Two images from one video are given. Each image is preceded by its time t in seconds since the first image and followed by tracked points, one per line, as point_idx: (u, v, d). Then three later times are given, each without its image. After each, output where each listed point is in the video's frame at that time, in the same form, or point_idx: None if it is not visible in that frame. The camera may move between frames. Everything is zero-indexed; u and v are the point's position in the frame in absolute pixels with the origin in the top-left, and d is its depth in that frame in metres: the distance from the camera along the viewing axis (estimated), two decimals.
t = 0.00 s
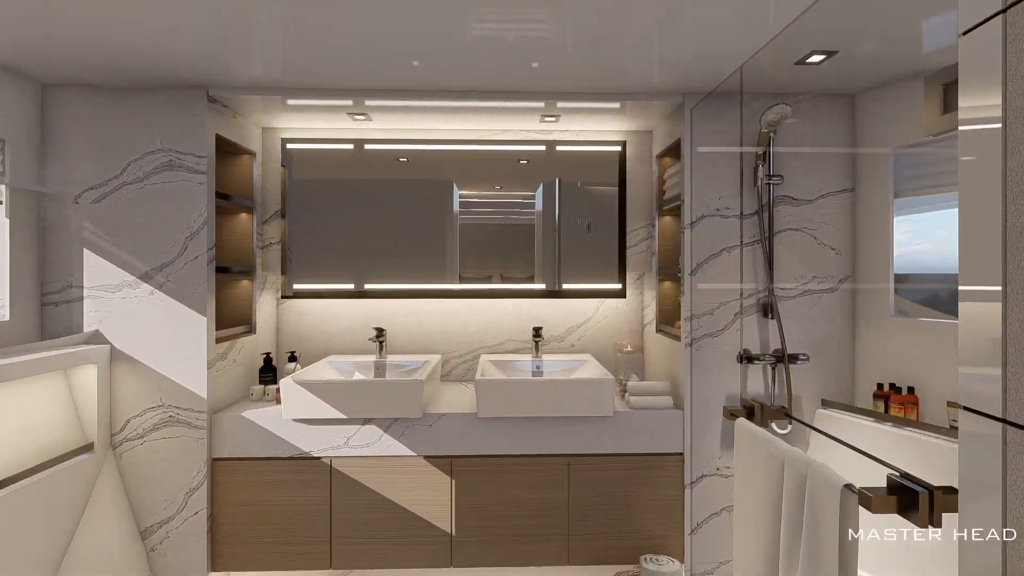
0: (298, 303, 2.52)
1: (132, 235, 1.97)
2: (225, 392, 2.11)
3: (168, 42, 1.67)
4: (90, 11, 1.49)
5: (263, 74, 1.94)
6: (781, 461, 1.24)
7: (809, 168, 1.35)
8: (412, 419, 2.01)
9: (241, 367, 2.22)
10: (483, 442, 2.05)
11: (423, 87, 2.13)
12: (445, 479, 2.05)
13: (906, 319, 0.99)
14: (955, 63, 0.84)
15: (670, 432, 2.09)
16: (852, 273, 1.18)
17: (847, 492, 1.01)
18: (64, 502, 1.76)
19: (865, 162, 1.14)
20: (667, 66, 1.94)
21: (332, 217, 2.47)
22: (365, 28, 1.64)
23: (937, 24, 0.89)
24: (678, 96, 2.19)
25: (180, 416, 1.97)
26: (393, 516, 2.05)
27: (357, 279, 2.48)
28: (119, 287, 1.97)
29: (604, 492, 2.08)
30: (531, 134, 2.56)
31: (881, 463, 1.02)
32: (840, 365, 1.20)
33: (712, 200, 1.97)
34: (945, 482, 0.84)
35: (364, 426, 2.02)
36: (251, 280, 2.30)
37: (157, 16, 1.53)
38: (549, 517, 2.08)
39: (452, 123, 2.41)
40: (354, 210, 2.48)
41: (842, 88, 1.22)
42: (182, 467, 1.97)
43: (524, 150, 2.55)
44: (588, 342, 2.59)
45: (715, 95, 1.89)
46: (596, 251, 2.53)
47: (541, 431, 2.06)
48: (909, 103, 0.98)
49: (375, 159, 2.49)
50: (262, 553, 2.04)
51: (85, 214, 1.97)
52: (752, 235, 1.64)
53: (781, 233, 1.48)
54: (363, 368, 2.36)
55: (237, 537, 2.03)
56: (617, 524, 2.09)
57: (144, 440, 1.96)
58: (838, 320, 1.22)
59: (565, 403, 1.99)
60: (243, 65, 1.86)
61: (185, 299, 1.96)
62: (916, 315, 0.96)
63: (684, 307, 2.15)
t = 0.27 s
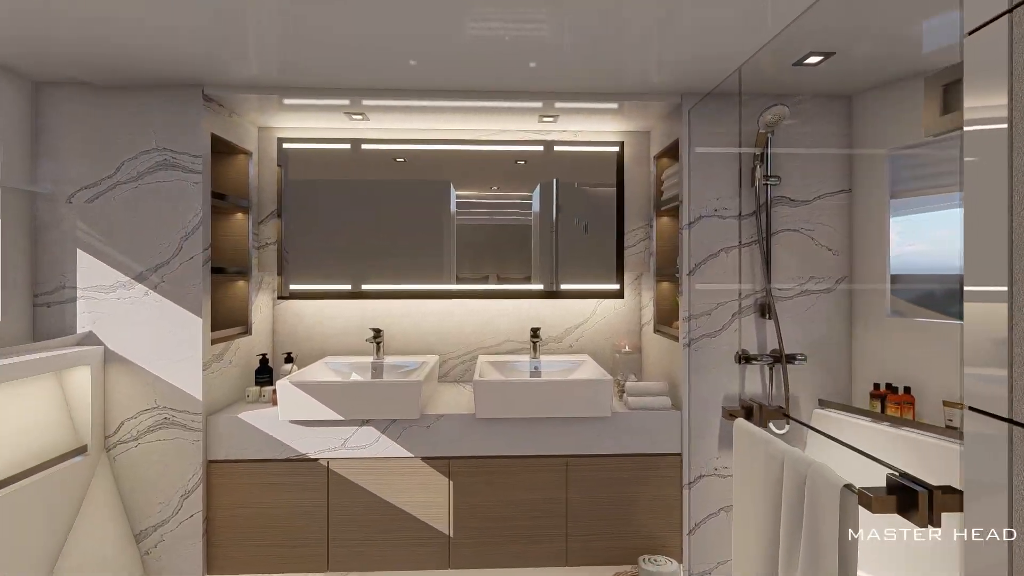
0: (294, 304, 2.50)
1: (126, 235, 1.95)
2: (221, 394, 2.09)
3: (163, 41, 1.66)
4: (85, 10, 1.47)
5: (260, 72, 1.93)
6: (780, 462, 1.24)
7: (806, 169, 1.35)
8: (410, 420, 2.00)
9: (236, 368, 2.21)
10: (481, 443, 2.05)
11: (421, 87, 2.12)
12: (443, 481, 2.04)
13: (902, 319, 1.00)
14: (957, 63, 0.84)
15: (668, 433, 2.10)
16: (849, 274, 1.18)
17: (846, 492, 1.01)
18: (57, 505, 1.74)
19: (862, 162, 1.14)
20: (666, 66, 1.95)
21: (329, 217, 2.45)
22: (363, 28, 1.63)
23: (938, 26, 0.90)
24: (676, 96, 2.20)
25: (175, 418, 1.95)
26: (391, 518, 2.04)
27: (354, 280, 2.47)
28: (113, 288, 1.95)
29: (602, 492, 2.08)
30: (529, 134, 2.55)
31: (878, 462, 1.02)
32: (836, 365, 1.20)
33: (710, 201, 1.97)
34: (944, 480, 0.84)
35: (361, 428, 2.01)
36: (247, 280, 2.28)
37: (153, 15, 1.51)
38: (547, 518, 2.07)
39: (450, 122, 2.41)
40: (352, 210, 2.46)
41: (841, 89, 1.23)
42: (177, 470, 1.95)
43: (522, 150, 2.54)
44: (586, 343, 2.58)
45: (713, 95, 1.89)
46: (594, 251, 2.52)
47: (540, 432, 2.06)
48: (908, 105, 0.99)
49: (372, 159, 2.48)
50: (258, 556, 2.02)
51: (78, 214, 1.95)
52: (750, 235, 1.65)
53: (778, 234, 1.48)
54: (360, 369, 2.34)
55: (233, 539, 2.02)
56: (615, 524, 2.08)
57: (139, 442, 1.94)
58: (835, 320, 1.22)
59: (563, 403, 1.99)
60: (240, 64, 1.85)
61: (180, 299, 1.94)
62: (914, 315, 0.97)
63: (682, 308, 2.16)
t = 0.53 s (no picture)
0: (290, 304, 2.48)
1: (119, 235, 1.93)
2: (216, 395, 2.07)
3: (158, 39, 1.64)
4: (78, 8, 1.45)
5: (256, 72, 1.91)
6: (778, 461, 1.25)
7: (802, 170, 1.36)
8: (407, 421, 1.99)
9: (231, 369, 2.19)
10: (478, 443, 2.04)
11: (418, 87, 2.11)
12: (440, 482, 2.04)
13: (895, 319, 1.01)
14: (955, 65, 0.85)
15: (665, 433, 2.10)
16: (844, 274, 1.18)
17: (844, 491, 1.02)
18: (50, 508, 1.72)
19: (859, 163, 1.15)
20: (663, 67, 1.95)
21: (325, 217, 2.44)
22: (360, 27, 1.63)
23: (936, 28, 0.91)
24: (673, 97, 2.21)
25: (169, 420, 1.93)
26: (388, 519, 2.03)
27: (350, 280, 2.45)
28: (106, 289, 1.93)
29: (599, 493, 2.08)
30: (527, 134, 2.55)
31: (874, 462, 1.02)
32: (831, 365, 1.21)
33: (707, 202, 1.98)
34: (942, 480, 0.85)
35: (358, 429, 2.00)
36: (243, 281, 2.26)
37: (148, 13, 1.50)
38: (545, 518, 2.07)
39: (447, 123, 2.40)
40: (348, 210, 2.45)
41: (838, 90, 1.23)
42: (171, 473, 1.93)
43: (519, 150, 2.54)
44: (583, 343, 2.59)
45: (710, 96, 1.90)
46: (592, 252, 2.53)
47: (537, 432, 2.06)
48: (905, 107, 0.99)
49: (368, 159, 2.47)
50: (253, 559, 2.00)
51: (70, 213, 1.92)
52: (747, 236, 1.65)
53: (775, 235, 1.49)
54: (357, 370, 2.33)
55: (228, 542, 2.00)
56: (613, 525, 2.09)
57: (132, 444, 1.92)
58: (830, 320, 1.23)
59: (561, 404, 1.99)
60: (236, 63, 1.83)
61: (174, 300, 1.93)
62: (910, 316, 0.97)
63: (679, 308, 2.16)
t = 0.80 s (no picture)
0: (285, 305, 2.46)
1: (111, 235, 1.91)
2: (209, 397, 2.05)
3: (151, 37, 1.62)
4: (70, 5, 1.44)
5: (250, 70, 1.90)
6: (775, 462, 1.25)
7: (797, 171, 1.36)
8: (403, 423, 1.98)
9: (225, 371, 2.17)
10: (475, 444, 2.03)
11: (415, 87, 2.10)
12: (436, 483, 2.03)
13: (889, 320, 1.02)
14: (952, 66, 0.86)
15: (661, 432, 2.11)
16: (839, 274, 1.19)
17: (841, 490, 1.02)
18: (41, 512, 1.70)
19: (852, 164, 1.16)
20: (660, 67, 1.96)
21: (320, 217, 2.42)
22: (356, 27, 1.62)
23: (933, 31, 0.91)
24: (669, 98, 2.21)
25: (162, 423, 1.91)
26: (384, 521, 2.02)
27: (345, 281, 2.44)
28: (97, 290, 1.90)
29: (596, 493, 2.08)
30: (523, 135, 2.55)
31: (870, 460, 1.02)
32: (824, 365, 1.21)
33: (702, 202, 1.99)
34: (938, 480, 0.85)
35: (354, 431, 1.99)
36: (237, 281, 2.24)
37: (141, 11, 1.48)
38: (542, 519, 2.07)
39: (444, 123, 2.39)
40: (344, 211, 2.44)
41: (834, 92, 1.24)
42: (163, 475, 1.90)
43: (516, 151, 2.54)
44: (580, 344, 2.59)
45: (707, 97, 1.91)
46: (588, 253, 2.53)
47: (534, 433, 2.05)
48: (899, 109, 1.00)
49: (364, 159, 2.46)
50: (247, 562, 1.99)
51: (61, 213, 1.90)
52: (742, 237, 1.66)
53: (771, 235, 1.49)
54: (353, 372, 2.32)
55: (222, 545, 1.98)
56: (609, 525, 2.09)
57: (124, 447, 1.90)
58: (825, 320, 1.23)
59: (557, 404, 1.99)
60: (230, 61, 1.82)
61: (167, 301, 1.90)
62: (905, 316, 0.98)
63: (675, 308, 2.17)
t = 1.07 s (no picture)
0: (279, 306, 2.44)
1: (102, 235, 1.88)
2: (203, 398, 2.03)
3: (141, 34, 1.60)
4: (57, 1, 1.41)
5: (242, 69, 1.88)
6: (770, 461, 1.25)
7: (791, 172, 1.38)
8: (399, 424, 1.98)
9: (219, 372, 2.14)
10: (471, 445, 2.03)
11: (410, 86, 2.10)
12: (432, 484, 2.02)
13: (882, 321, 1.04)
14: (944, 70, 0.85)
15: (657, 432, 2.12)
16: (832, 275, 1.20)
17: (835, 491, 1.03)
18: (30, 517, 1.67)
19: (845, 166, 1.17)
20: (655, 68, 1.96)
21: (315, 217, 2.41)
22: (348, 25, 1.60)
23: (923, 34, 0.92)
24: (665, 99, 2.22)
25: (154, 425, 1.88)
26: (379, 523, 2.01)
27: (340, 281, 2.42)
28: (88, 290, 1.88)
29: (592, 493, 2.09)
30: (519, 135, 2.54)
31: (867, 460, 1.04)
32: (821, 365, 1.23)
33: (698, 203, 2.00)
34: (931, 479, 0.86)
35: (349, 432, 1.98)
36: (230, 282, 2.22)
37: (129, 7, 1.46)
38: (538, 519, 2.07)
39: (439, 122, 2.39)
40: (339, 211, 2.42)
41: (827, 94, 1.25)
42: (155, 478, 1.88)
43: (512, 151, 2.54)
44: (576, 344, 2.59)
45: (702, 98, 1.92)
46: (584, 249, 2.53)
47: (530, 433, 2.05)
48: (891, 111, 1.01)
49: (359, 159, 2.44)
50: (241, 565, 1.97)
51: (50, 213, 1.87)
52: (737, 237, 1.68)
53: (765, 236, 1.51)
54: (348, 372, 2.31)
55: (215, 549, 1.96)
56: (605, 525, 2.09)
57: (115, 450, 1.87)
58: (820, 321, 1.25)
59: (554, 404, 1.99)
60: (222, 59, 1.80)
61: (159, 301, 1.88)
62: (896, 316, 0.99)
63: (671, 309, 2.18)
